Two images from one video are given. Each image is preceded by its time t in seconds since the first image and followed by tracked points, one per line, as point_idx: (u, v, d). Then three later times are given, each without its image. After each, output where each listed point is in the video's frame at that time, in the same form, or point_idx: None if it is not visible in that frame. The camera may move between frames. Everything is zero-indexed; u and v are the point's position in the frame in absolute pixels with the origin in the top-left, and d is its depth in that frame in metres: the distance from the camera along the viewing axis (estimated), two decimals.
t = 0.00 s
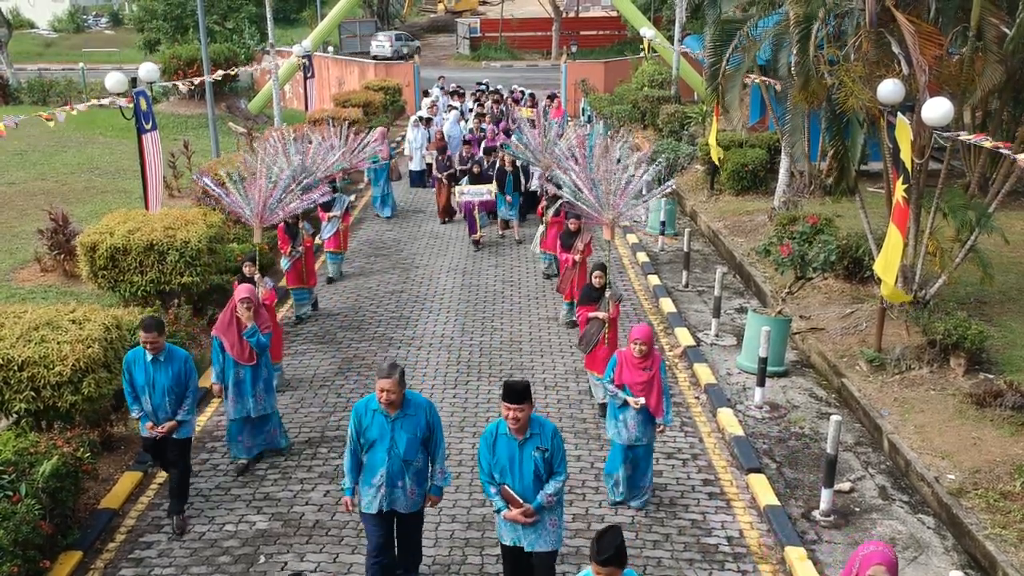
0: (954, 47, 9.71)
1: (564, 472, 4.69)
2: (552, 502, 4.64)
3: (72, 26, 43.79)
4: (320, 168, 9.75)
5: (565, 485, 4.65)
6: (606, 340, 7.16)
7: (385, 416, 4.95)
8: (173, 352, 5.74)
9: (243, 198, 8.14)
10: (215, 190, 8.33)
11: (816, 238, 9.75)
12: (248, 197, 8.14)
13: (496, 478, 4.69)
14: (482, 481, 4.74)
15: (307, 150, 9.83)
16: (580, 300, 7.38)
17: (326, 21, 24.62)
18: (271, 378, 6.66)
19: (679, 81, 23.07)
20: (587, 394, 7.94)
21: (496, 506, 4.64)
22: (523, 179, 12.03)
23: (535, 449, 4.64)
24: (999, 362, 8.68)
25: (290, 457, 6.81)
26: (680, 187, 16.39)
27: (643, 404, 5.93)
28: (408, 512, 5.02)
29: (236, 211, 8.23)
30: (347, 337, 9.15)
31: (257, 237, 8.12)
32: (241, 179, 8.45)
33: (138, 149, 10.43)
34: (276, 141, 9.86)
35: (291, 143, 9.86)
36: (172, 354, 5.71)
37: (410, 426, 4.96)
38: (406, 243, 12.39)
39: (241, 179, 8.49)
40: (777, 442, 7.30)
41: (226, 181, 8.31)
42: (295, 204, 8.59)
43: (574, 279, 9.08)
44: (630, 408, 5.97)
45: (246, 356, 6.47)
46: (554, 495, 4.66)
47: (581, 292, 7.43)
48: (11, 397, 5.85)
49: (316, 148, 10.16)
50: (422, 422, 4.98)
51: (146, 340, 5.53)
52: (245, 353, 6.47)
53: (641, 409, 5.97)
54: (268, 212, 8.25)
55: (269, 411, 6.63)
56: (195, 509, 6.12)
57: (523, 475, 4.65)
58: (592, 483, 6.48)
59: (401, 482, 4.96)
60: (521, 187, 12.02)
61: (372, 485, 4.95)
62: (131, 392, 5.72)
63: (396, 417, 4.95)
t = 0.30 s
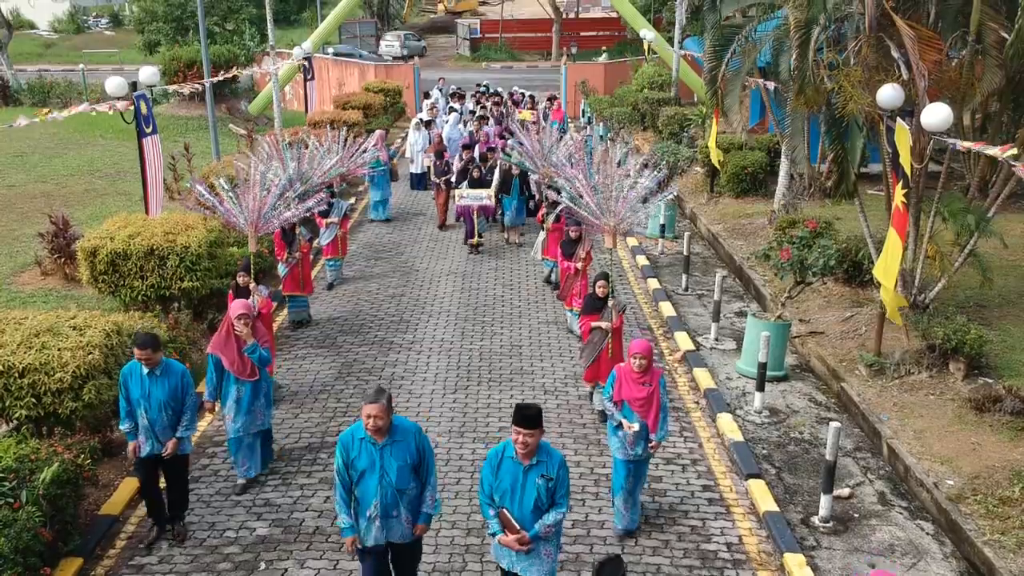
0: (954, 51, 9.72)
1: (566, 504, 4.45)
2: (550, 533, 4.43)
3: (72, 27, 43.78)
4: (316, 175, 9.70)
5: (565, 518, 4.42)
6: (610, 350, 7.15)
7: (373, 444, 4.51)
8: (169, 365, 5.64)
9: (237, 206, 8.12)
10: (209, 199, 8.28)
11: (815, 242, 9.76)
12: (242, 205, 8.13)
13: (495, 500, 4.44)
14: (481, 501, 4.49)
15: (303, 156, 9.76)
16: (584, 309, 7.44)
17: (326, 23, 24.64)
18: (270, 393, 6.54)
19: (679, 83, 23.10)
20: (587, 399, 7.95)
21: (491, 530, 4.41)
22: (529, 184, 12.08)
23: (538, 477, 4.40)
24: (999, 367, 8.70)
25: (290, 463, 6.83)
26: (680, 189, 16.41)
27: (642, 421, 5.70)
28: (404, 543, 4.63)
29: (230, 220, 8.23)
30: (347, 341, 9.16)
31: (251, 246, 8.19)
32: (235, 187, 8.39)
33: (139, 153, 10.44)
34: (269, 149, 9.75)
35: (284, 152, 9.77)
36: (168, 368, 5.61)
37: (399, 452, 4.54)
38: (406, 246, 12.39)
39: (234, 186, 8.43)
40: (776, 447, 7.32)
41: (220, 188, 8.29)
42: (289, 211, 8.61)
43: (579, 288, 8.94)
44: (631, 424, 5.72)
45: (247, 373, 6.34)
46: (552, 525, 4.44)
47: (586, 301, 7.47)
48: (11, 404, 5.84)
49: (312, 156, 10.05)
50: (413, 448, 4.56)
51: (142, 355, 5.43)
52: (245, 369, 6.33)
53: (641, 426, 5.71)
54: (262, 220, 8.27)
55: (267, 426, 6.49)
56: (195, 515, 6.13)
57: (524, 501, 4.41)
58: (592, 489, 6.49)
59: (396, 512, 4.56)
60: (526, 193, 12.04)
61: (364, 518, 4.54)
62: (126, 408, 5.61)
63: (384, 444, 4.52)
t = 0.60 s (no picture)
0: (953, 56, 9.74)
1: (572, 529, 4.41)
2: (556, 561, 4.35)
3: (73, 28, 43.73)
4: (316, 180, 9.69)
5: (570, 544, 4.37)
6: (612, 363, 7.04)
7: (365, 466, 4.47)
8: (161, 391, 5.53)
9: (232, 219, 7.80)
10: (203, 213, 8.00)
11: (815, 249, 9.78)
12: (238, 219, 7.81)
13: (501, 521, 4.42)
14: (487, 521, 4.47)
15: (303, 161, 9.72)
16: (585, 321, 7.32)
17: (326, 25, 24.66)
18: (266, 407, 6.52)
19: (680, 85, 23.09)
20: (587, 406, 7.97)
21: (495, 552, 4.36)
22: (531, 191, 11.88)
23: (547, 500, 4.38)
24: (998, 373, 8.72)
25: (290, 470, 6.85)
26: (680, 192, 16.42)
27: (641, 436, 5.67)
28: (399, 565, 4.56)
29: (226, 234, 7.89)
30: (347, 346, 9.18)
31: (249, 259, 7.72)
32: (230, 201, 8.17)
33: (140, 158, 10.46)
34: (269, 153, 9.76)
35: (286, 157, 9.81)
36: (160, 394, 5.50)
37: (392, 472, 4.49)
38: (406, 250, 12.42)
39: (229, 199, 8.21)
40: (775, 454, 7.34)
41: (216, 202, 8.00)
42: (286, 225, 8.30)
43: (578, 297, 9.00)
44: (629, 440, 5.71)
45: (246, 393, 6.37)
46: (558, 553, 4.37)
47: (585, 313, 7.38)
48: (12, 413, 5.85)
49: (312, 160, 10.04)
50: (405, 468, 4.50)
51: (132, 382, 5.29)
52: (239, 386, 6.34)
53: (639, 441, 5.70)
54: (259, 232, 7.88)
55: (264, 443, 6.46)
56: (196, 524, 6.15)
57: (530, 525, 4.38)
58: (592, 497, 6.51)
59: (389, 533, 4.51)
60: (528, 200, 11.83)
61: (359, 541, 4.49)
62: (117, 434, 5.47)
63: (376, 465, 4.47)
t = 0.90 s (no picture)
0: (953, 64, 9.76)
1: (576, 552, 4.43)
2: None
3: (73, 29, 43.68)
4: (315, 193, 9.54)
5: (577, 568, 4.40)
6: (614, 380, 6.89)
7: (364, 496, 4.41)
8: (141, 418, 5.45)
9: (227, 231, 7.42)
10: (197, 227, 7.61)
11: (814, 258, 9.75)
12: (232, 231, 7.42)
13: (504, 551, 4.41)
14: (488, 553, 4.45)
15: (302, 172, 9.54)
16: (584, 336, 7.19)
17: (327, 28, 24.69)
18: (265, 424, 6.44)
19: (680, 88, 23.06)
20: (587, 414, 7.99)
21: None
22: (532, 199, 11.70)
23: (550, 526, 4.38)
24: (998, 381, 8.74)
25: (292, 480, 6.87)
26: (680, 197, 16.45)
27: (640, 455, 5.61)
28: None
29: (220, 247, 7.48)
30: (348, 354, 9.21)
31: (246, 273, 7.32)
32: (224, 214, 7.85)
33: (141, 165, 10.49)
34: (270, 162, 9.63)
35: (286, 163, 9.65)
36: (142, 421, 5.43)
37: (389, 506, 4.42)
38: (407, 256, 12.44)
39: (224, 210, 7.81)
40: (775, 464, 7.36)
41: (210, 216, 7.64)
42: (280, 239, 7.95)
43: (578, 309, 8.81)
44: (627, 459, 5.65)
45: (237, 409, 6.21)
46: None
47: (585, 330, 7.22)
48: (15, 425, 5.87)
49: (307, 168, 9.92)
50: (403, 504, 4.43)
51: (113, 414, 5.22)
52: (236, 403, 6.21)
53: (637, 459, 5.65)
54: (255, 246, 7.49)
55: (264, 460, 6.35)
56: (198, 535, 6.17)
57: (535, 551, 4.39)
58: (592, 508, 6.53)
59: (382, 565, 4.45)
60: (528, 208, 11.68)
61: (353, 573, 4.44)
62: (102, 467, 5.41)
63: (375, 497, 4.41)
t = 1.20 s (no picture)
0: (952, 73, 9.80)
1: None
2: None
3: (74, 31, 43.61)
4: (316, 208, 9.58)
5: None
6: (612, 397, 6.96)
7: (369, 532, 4.36)
8: (135, 437, 5.33)
9: (226, 247, 7.40)
10: (195, 244, 7.59)
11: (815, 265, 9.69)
12: (230, 247, 7.39)
13: None
14: None
15: (303, 183, 9.54)
16: (582, 350, 7.09)
17: (328, 31, 24.73)
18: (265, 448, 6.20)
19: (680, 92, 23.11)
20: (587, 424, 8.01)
21: None
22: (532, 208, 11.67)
23: (547, 560, 4.36)
24: (998, 390, 8.76)
25: (294, 491, 6.90)
26: (680, 202, 16.47)
27: (639, 481, 5.37)
28: None
29: (218, 264, 7.43)
30: (349, 363, 9.23)
31: (244, 289, 7.29)
32: (222, 228, 7.81)
33: (142, 173, 10.55)
34: (270, 170, 9.59)
35: (286, 173, 9.61)
36: (134, 441, 5.31)
37: (394, 544, 4.36)
38: (407, 262, 12.48)
39: (221, 227, 7.79)
40: (775, 474, 7.39)
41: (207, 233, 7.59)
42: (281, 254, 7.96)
43: (583, 320, 8.55)
44: (626, 486, 5.41)
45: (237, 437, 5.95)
46: None
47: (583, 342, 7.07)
48: (19, 438, 5.90)
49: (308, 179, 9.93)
50: (408, 542, 4.36)
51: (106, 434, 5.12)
52: (234, 428, 5.98)
53: (638, 485, 5.41)
54: (254, 262, 7.49)
55: (263, 487, 6.16)
56: (201, 547, 6.19)
57: None
58: (592, 519, 6.54)
59: None
60: (529, 218, 11.68)
61: None
62: (88, 491, 5.29)
63: (380, 533, 4.36)
